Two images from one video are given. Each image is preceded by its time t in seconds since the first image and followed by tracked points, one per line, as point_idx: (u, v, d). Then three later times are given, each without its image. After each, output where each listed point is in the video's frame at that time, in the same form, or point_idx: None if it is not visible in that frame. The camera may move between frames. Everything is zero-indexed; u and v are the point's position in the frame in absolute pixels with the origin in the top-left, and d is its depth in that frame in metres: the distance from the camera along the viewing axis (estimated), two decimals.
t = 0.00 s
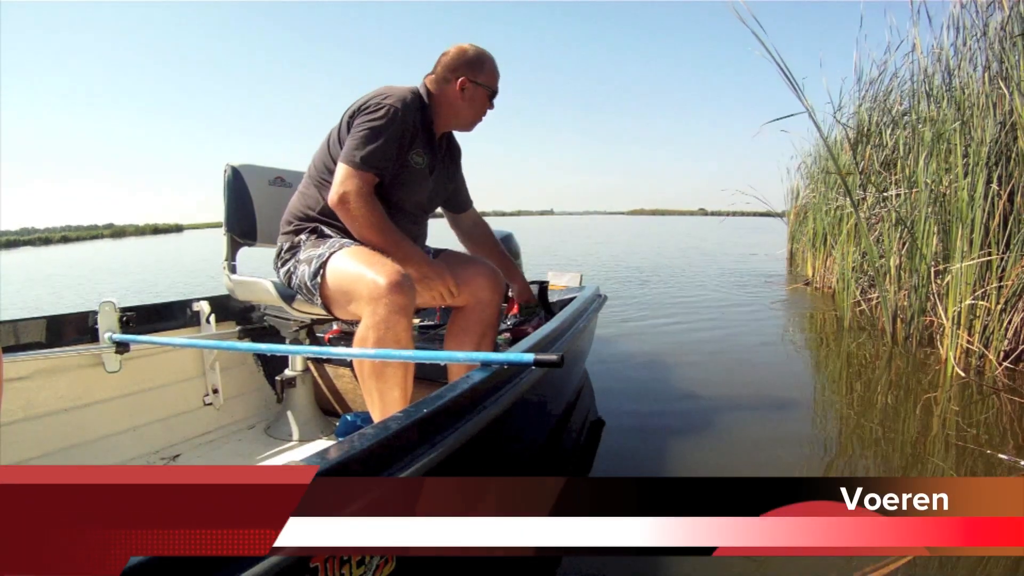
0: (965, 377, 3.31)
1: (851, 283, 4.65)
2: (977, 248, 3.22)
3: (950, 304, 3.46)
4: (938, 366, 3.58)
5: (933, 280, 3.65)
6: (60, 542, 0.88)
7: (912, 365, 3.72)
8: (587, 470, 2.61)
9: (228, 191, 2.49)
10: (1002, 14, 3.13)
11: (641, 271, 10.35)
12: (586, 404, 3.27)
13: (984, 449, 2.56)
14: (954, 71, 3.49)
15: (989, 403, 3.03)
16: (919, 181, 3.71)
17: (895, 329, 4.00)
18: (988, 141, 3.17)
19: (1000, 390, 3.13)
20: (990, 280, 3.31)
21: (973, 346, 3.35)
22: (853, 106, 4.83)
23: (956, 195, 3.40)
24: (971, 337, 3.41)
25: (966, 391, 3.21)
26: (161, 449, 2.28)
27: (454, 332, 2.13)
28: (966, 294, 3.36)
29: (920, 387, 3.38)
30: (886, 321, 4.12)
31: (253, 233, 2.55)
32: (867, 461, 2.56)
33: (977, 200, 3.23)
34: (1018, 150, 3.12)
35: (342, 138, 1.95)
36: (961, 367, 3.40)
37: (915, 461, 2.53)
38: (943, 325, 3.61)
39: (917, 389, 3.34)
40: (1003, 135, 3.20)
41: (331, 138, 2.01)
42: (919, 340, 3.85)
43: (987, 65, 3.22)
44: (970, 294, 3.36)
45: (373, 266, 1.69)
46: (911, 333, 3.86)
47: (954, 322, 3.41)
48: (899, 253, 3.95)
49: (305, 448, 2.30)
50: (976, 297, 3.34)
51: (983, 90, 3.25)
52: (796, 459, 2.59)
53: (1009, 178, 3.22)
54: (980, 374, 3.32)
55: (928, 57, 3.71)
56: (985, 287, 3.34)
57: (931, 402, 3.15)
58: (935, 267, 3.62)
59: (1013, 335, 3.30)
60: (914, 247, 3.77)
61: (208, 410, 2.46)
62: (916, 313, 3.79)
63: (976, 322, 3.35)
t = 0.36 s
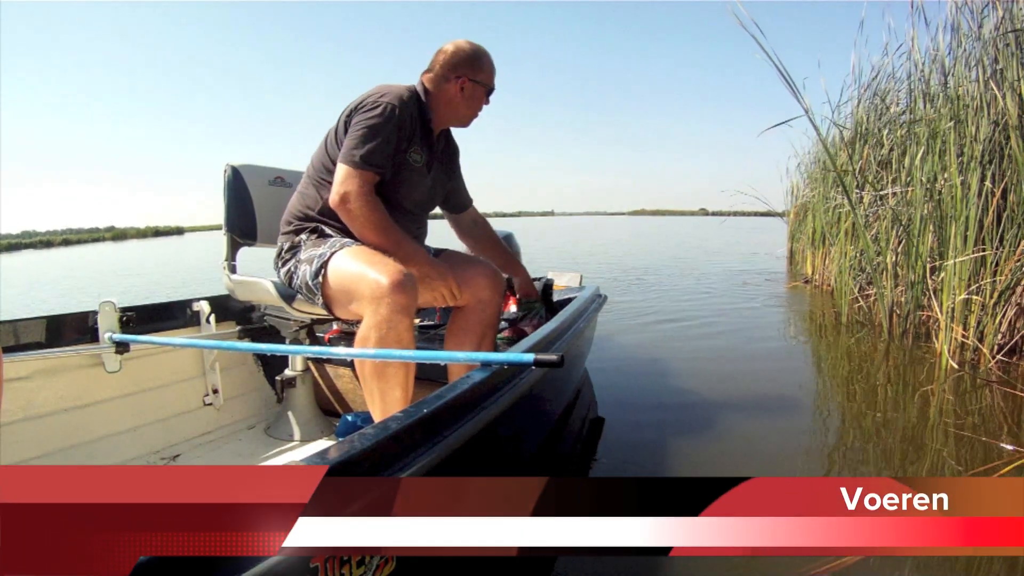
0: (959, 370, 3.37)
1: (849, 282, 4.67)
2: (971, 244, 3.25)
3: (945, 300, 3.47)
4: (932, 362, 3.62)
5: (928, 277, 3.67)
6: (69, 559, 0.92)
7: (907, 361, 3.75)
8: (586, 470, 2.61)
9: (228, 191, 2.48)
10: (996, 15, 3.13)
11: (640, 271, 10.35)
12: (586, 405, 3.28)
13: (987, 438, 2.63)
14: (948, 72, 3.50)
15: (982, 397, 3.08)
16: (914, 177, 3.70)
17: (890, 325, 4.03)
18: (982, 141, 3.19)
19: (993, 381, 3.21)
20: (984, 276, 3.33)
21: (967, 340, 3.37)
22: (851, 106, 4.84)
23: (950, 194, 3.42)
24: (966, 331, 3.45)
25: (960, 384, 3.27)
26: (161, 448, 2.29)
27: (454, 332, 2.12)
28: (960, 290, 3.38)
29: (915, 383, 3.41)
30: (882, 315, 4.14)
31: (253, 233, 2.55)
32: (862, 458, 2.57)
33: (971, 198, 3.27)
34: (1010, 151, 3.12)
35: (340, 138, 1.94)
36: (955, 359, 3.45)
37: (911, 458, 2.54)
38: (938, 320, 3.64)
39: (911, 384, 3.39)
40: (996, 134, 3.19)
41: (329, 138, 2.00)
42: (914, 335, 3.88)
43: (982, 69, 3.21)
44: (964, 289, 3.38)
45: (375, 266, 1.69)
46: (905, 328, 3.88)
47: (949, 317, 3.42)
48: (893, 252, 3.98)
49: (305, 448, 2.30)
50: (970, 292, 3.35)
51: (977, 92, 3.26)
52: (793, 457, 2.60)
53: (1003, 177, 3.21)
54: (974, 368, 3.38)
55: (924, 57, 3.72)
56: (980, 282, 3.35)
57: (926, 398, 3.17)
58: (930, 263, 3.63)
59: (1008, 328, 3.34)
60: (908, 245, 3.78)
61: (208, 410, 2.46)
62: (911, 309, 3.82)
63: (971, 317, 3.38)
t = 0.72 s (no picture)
0: (953, 363, 3.40)
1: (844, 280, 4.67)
2: (965, 243, 3.26)
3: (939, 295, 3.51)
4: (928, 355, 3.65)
5: (924, 274, 3.71)
6: (69, 559, 0.92)
7: (903, 355, 3.76)
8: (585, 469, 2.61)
9: (228, 191, 2.48)
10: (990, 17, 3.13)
11: (639, 270, 10.34)
12: (586, 406, 3.28)
13: (984, 431, 2.65)
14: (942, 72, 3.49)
15: (976, 388, 3.13)
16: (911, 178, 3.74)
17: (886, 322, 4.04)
18: (975, 142, 3.19)
19: (987, 374, 3.22)
20: (978, 272, 3.33)
21: (962, 335, 3.41)
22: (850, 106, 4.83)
23: (945, 193, 3.43)
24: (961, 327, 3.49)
25: (957, 375, 3.30)
26: (161, 448, 2.29)
27: (454, 332, 2.12)
28: (954, 287, 3.41)
29: (910, 378, 3.41)
30: (878, 312, 4.15)
31: (253, 233, 2.55)
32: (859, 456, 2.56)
33: (964, 197, 3.28)
34: (1002, 153, 3.09)
35: (344, 144, 1.93)
36: (949, 354, 3.48)
37: (904, 454, 2.54)
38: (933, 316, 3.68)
39: (906, 378, 3.43)
40: (989, 135, 3.18)
41: (331, 143, 1.99)
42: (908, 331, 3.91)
43: (976, 71, 3.19)
44: (960, 285, 3.40)
45: (375, 266, 1.68)
46: (901, 324, 3.90)
47: (943, 312, 3.45)
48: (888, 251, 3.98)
49: (305, 447, 2.30)
50: (964, 288, 3.37)
51: (970, 94, 3.24)
52: (790, 457, 2.60)
53: (995, 176, 3.20)
54: (969, 362, 3.40)
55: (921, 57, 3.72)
56: (974, 278, 3.36)
57: (920, 394, 3.19)
58: (927, 259, 3.71)
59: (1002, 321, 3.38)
60: (904, 244, 3.78)
61: (208, 410, 2.46)
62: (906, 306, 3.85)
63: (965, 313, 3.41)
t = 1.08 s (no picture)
0: (945, 363, 3.40)
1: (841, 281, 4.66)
2: (960, 243, 3.30)
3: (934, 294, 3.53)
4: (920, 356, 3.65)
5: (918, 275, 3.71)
6: (69, 559, 0.91)
7: (898, 355, 3.77)
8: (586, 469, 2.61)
9: (228, 191, 2.48)
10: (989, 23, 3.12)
11: (638, 271, 10.34)
12: (586, 408, 3.28)
13: (975, 425, 2.69)
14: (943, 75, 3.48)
15: (968, 387, 3.12)
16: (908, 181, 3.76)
17: (883, 322, 4.05)
18: (970, 146, 3.19)
19: (979, 373, 3.23)
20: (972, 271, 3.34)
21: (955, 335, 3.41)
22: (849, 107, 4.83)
23: (941, 195, 3.44)
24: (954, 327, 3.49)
25: (949, 375, 3.30)
26: (161, 448, 2.28)
27: (454, 332, 2.12)
28: (949, 286, 3.44)
29: (905, 377, 3.42)
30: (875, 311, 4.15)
31: (253, 234, 2.55)
32: (857, 456, 2.57)
33: (959, 199, 3.29)
34: (995, 159, 3.09)
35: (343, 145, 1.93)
36: (942, 353, 3.48)
37: (898, 452, 2.55)
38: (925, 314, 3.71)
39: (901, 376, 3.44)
40: (984, 139, 3.18)
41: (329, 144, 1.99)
42: (903, 331, 3.92)
43: (972, 75, 3.19)
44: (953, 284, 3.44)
45: (374, 267, 1.68)
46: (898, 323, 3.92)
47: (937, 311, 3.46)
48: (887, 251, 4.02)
49: (305, 447, 2.30)
50: (959, 288, 3.40)
51: (966, 99, 3.24)
52: (789, 457, 2.60)
53: (989, 178, 3.20)
54: (962, 361, 3.41)
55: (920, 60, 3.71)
56: (968, 279, 3.37)
57: (915, 392, 3.20)
58: (917, 263, 3.66)
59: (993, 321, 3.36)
60: (903, 245, 3.79)
61: (208, 410, 2.46)
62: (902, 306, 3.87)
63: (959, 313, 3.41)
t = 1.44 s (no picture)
0: (940, 364, 3.41)
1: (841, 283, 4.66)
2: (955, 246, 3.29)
3: (929, 297, 3.53)
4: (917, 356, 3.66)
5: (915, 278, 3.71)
6: (69, 559, 0.92)
7: (895, 355, 3.77)
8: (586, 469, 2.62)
9: (228, 191, 2.48)
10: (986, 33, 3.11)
11: (638, 271, 10.34)
12: (586, 408, 3.29)
13: (969, 424, 2.69)
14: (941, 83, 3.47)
15: (963, 386, 3.14)
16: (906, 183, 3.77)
17: (882, 323, 4.05)
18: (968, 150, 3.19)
19: (972, 373, 3.23)
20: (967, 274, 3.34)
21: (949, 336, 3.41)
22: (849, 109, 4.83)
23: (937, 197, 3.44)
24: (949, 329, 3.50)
25: (945, 375, 3.31)
26: (161, 449, 2.28)
27: (453, 332, 2.12)
28: (944, 289, 3.43)
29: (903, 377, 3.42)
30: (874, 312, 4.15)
31: (253, 234, 2.55)
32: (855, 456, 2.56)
33: (955, 204, 3.30)
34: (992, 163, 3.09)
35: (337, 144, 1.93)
36: (936, 354, 3.49)
37: (895, 452, 2.55)
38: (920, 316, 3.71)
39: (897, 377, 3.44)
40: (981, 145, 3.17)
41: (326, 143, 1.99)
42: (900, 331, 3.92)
43: (968, 82, 3.18)
44: (948, 288, 3.43)
45: (368, 267, 1.68)
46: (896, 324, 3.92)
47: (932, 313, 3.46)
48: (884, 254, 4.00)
49: (304, 447, 2.31)
50: (953, 292, 3.40)
51: (964, 104, 3.24)
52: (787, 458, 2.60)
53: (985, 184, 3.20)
54: (956, 361, 3.41)
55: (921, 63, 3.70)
56: (963, 281, 3.37)
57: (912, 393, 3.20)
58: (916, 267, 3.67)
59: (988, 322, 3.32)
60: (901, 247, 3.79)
61: (208, 410, 2.46)
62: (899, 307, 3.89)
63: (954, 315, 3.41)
